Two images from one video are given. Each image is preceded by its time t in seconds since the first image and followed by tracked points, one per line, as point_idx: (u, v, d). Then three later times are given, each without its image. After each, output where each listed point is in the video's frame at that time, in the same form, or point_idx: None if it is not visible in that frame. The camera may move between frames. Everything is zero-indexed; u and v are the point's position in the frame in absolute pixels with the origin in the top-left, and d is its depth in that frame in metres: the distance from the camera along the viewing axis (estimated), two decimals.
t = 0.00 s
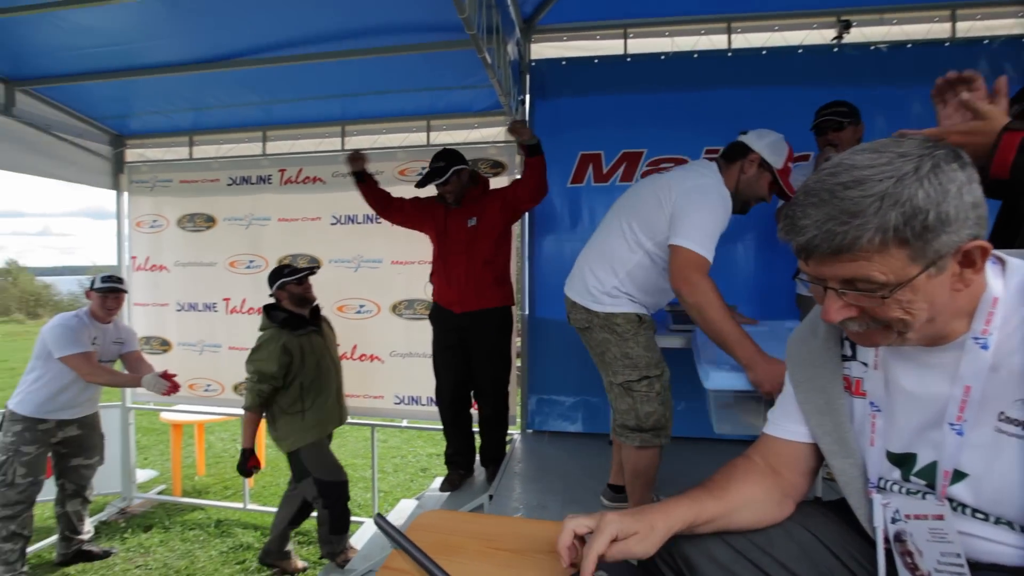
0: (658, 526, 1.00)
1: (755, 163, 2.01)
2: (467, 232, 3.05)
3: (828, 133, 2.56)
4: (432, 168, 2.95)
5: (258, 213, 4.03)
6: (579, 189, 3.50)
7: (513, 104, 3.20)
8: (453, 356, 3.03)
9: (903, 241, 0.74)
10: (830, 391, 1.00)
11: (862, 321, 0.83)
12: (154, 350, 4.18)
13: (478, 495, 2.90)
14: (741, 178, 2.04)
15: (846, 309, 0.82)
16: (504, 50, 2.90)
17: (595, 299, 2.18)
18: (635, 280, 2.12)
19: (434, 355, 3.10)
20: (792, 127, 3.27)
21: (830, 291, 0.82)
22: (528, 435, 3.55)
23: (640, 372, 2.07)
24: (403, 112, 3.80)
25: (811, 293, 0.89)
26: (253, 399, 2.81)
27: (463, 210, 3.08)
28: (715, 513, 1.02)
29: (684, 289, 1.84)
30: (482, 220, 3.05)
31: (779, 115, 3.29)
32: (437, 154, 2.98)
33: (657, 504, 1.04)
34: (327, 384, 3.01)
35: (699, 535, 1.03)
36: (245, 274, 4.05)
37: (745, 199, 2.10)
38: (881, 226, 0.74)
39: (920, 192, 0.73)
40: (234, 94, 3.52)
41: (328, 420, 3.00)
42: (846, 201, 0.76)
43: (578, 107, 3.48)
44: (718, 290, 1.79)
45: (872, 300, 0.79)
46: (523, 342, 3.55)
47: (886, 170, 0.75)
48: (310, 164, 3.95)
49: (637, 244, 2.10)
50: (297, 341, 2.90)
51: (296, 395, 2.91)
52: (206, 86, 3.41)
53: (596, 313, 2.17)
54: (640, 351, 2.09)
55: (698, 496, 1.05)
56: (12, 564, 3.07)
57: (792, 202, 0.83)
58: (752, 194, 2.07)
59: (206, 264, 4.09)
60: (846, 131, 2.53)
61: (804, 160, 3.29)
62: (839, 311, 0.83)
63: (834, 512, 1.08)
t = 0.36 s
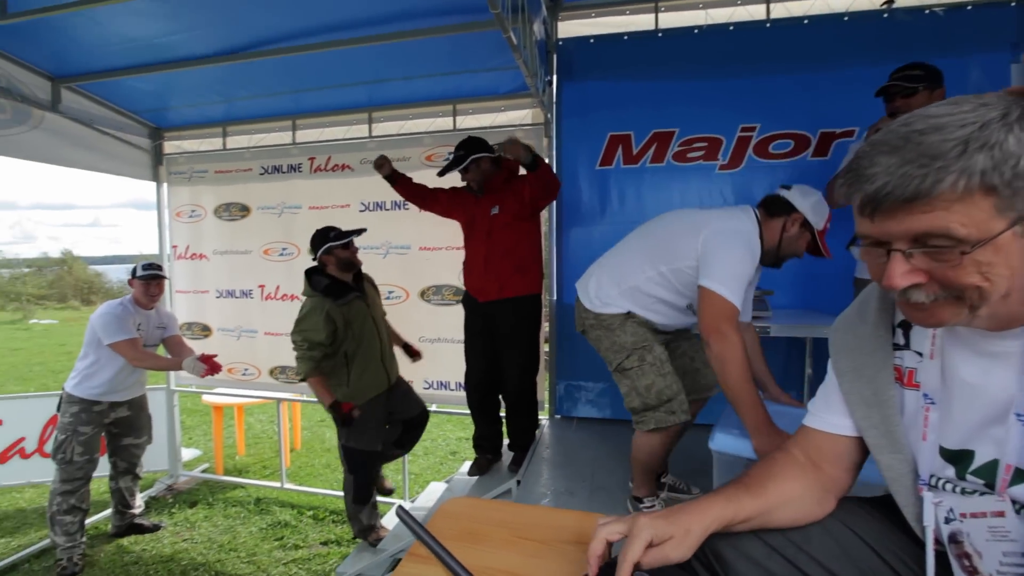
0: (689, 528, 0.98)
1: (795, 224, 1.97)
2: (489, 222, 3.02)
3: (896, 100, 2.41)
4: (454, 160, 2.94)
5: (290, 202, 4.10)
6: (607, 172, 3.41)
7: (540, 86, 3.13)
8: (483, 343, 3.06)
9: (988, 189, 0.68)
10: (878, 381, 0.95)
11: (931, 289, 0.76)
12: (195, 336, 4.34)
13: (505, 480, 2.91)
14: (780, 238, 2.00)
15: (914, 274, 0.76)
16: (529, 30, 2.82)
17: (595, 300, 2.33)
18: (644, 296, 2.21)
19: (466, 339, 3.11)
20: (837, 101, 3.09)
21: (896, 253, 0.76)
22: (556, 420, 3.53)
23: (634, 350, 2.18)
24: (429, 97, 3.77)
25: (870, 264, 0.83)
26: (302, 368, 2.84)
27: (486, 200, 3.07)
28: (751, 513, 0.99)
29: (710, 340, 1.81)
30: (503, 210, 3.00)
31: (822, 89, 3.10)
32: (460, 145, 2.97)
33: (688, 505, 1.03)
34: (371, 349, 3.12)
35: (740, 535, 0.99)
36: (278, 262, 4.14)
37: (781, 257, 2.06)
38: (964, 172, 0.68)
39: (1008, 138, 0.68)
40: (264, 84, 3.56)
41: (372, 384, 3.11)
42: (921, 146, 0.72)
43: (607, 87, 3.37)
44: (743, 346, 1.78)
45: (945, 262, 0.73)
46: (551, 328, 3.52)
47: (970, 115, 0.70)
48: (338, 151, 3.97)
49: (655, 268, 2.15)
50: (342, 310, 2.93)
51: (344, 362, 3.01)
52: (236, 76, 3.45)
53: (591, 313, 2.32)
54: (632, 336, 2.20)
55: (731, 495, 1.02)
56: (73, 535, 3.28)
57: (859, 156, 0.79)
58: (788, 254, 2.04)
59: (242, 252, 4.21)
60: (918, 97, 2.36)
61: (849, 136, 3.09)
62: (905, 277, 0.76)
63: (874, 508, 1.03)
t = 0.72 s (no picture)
0: (772, 518, 0.92)
1: (787, 275, 1.96)
2: (500, 222, 3.02)
3: (954, 78, 2.23)
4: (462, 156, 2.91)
5: (307, 196, 4.13)
6: (625, 163, 3.35)
7: (556, 77, 3.08)
8: (511, 336, 3.08)
9: None
10: (916, 374, 0.93)
11: (996, 266, 0.73)
12: (217, 329, 4.43)
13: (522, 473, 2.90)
14: (777, 292, 2.00)
15: (979, 249, 0.73)
16: (546, 20, 2.77)
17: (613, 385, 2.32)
18: (660, 375, 2.21)
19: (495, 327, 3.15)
20: (865, 87, 2.97)
21: (962, 225, 0.74)
22: (573, 415, 3.52)
23: (652, 403, 2.15)
24: (444, 90, 3.75)
25: (928, 240, 0.80)
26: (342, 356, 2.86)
27: (497, 195, 3.04)
28: (819, 504, 0.96)
29: (748, 427, 1.90)
30: (513, 207, 2.97)
31: (848, 76, 3.00)
32: (472, 138, 2.92)
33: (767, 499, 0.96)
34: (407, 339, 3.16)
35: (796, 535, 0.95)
36: (296, 256, 4.18)
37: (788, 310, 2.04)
38: None
39: None
40: (281, 78, 3.57)
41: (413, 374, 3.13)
42: (1000, 109, 0.71)
43: (625, 76, 3.31)
44: (777, 428, 1.88)
45: (1015, 234, 0.71)
46: (568, 322, 3.49)
47: None
48: (355, 145, 3.98)
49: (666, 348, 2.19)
50: (372, 300, 3.02)
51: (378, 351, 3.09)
52: (254, 71, 3.47)
53: (611, 400, 2.31)
54: (646, 401, 2.17)
55: (805, 487, 0.98)
56: (103, 521, 3.39)
57: (927, 122, 0.78)
58: (793, 305, 2.01)
59: (261, 246, 4.26)
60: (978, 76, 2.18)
61: (877, 123, 2.98)
62: (971, 251, 0.74)
63: (905, 514, 1.00)
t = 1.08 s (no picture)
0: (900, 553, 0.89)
1: (749, 270, 2.11)
2: (501, 231, 2.99)
3: (984, 74, 2.16)
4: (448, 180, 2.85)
5: (313, 197, 4.14)
6: (631, 163, 3.33)
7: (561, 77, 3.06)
8: (527, 330, 3.06)
9: None
10: (940, 372, 0.93)
11: None
12: (224, 329, 4.46)
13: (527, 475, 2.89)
14: (749, 288, 2.13)
15: None
16: (551, 20, 2.76)
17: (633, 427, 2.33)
18: (672, 406, 2.22)
19: (512, 327, 3.14)
20: (875, 86, 2.94)
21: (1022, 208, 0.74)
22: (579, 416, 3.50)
23: (670, 430, 2.16)
24: (449, 91, 3.75)
25: (978, 225, 0.79)
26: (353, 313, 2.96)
27: (492, 210, 3.00)
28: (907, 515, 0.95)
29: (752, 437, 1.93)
30: (515, 218, 2.95)
31: (858, 74, 2.96)
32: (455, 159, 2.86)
33: (870, 535, 0.93)
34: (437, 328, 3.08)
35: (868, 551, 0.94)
36: (302, 257, 4.20)
37: (773, 301, 2.10)
38: None
39: None
40: (287, 80, 3.58)
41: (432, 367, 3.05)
42: None
43: (631, 76, 3.29)
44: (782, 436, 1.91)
45: None
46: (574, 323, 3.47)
47: None
48: (360, 147, 3.99)
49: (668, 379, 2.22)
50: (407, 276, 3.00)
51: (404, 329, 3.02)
52: (259, 73, 3.48)
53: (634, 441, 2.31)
54: (664, 431, 2.18)
55: (882, 509, 0.96)
56: (111, 521, 3.42)
57: (991, 101, 0.79)
58: (772, 293, 2.08)
59: (267, 248, 4.28)
60: (1011, 71, 2.10)
61: (887, 122, 2.94)
62: None
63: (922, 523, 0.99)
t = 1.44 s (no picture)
0: None
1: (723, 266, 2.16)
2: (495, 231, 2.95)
3: (989, 84, 2.19)
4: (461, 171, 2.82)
5: (310, 197, 4.13)
6: (629, 167, 3.34)
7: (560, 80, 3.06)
8: (516, 335, 3.07)
9: None
10: (958, 372, 0.95)
11: None
12: (218, 328, 4.44)
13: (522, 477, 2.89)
14: (725, 283, 2.17)
15: None
16: (550, 23, 2.76)
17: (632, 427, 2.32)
18: (665, 404, 2.22)
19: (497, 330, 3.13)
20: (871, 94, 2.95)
21: None
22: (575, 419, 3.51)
23: (668, 429, 2.16)
24: (448, 92, 3.75)
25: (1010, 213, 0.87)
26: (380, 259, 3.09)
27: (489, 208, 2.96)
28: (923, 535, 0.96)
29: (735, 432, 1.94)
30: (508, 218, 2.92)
31: (855, 81, 2.98)
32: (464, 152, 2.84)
33: (887, 562, 0.92)
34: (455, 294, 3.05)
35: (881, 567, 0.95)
36: (298, 256, 4.18)
37: (748, 292, 2.09)
38: None
39: None
40: (285, 79, 3.57)
41: (444, 332, 3.03)
42: None
43: (629, 80, 3.30)
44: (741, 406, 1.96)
45: None
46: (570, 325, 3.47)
47: None
48: (358, 147, 3.99)
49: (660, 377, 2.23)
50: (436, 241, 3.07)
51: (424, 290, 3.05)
52: (256, 72, 3.47)
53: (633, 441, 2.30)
54: (663, 429, 2.18)
55: (900, 535, 0.95)
56: (101, 521, 3.40)
57: None
58: (745, 285, 2.08)
59: (263, 247, 4.26)
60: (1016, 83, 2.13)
61: (882, 129, 2.96)
62: None
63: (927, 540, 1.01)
